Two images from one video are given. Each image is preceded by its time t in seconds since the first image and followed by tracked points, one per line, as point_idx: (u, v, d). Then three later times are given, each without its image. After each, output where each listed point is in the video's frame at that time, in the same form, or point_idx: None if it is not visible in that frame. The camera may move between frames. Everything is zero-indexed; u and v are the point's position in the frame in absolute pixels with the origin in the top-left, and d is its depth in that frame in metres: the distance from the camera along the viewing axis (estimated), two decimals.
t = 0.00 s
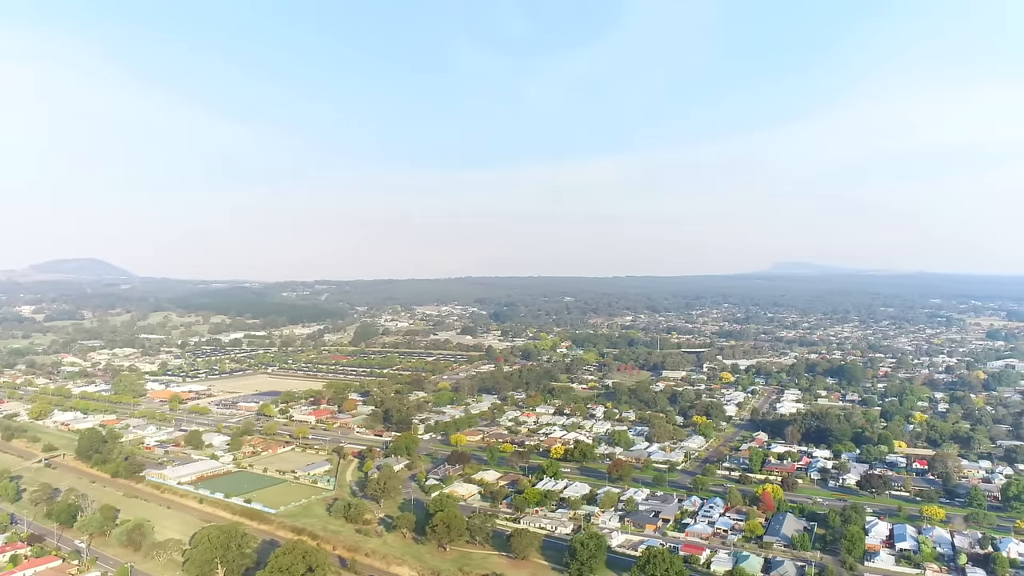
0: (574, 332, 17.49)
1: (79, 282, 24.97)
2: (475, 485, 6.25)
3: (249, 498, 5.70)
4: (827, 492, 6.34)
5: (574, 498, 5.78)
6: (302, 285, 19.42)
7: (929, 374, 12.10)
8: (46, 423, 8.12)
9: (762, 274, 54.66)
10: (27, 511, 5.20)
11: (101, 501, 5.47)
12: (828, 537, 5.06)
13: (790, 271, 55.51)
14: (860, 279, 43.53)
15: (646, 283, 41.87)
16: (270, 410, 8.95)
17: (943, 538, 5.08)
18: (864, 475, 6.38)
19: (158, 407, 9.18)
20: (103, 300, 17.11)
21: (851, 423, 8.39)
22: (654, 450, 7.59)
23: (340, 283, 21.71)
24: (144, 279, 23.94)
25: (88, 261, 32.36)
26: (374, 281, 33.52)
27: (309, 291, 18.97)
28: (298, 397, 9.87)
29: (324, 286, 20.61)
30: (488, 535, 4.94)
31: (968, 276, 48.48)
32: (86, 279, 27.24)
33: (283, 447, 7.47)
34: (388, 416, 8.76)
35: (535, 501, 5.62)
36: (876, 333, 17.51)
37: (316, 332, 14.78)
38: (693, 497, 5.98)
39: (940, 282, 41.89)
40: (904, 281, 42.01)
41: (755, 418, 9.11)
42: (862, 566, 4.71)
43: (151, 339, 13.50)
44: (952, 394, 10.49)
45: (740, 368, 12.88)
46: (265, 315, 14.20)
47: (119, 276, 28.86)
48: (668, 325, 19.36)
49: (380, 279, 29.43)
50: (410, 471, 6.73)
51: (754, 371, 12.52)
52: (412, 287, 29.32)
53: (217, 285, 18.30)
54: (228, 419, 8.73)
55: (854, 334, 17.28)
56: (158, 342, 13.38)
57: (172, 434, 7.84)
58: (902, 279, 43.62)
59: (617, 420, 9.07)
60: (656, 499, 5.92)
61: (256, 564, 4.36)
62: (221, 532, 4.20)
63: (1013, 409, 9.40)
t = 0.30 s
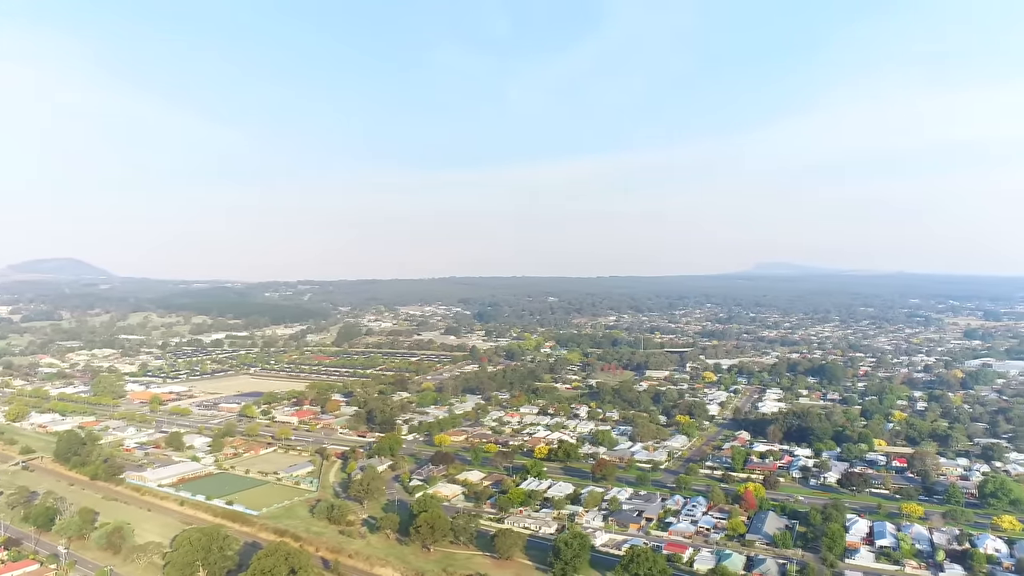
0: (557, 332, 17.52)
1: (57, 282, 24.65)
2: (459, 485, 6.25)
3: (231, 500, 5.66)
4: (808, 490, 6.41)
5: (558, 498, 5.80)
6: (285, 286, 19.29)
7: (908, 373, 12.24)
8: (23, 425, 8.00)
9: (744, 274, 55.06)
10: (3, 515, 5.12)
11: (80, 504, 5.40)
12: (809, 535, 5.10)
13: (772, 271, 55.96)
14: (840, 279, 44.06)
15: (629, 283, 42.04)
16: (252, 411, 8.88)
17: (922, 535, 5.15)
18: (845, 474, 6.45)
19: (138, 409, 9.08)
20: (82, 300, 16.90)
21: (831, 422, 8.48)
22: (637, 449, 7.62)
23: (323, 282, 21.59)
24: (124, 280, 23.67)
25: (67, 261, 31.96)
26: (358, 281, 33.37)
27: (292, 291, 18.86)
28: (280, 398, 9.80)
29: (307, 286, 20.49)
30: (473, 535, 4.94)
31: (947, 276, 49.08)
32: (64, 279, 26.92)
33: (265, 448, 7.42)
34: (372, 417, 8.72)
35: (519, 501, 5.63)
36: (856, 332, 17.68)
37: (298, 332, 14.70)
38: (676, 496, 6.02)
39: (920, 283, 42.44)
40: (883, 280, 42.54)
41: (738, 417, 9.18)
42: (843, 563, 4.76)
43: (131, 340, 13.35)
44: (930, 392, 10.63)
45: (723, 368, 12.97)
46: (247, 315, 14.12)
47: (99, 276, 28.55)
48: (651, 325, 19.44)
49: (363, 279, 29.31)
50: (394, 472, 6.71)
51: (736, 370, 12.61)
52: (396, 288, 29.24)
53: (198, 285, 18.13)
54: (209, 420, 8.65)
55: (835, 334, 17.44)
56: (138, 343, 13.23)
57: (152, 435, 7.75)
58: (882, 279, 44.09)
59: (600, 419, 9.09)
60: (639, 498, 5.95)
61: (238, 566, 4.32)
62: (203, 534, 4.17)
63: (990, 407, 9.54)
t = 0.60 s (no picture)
0: (540, 332, 17.54)
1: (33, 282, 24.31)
2: (441, 486, 6.24)
3: (211, 502, 5.61)
4: (788, 488, 6.47)
5: (541, 497, 5.81)
6: (266, 286, 19.15)
7: (886, 371, 12.39)
8: None
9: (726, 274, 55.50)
10: None
11: (56, 508, 5.33)
12: (789, 532, 5.15)
13: (753, 271, 56.42)
14: (819, 279, 44.60)
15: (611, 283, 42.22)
16: (233, 412, 8.81)
17: (899, 532, 5.22)
18: (824, 472, 6.52)
19: (116, 411, 8.96)
20: (59, 300, 16.67)
21: (811, 421, 8.56)
22: (619, 449, 7.65)
23: (304, 282, 21.45)
24: (101, 279, 23.37)
25: (43, 261, 31.53)
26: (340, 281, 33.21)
27: (273, 291, 18.72)
28: (261, 399, 9.72)
29: (289, 286, 20.35)
30: (455, 535, 4.93)
31: (924, 276, 49.78)
32: (40, 279, 26.57)
33: (246, 449, 7.36)
34: (354, 418, 8.69)
35: (501, 501, 5.63)
36: (835, 332, 17.88)
37: (280, 333, 14.60)
38: (658, 495, 6.05)
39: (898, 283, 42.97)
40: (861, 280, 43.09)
41: (719, 417, 9.24)
42: (822, 560, 4.81)
43: (108, 341, 13.18)
44: (908, 391, 10.77)
45: (704, 367, 13.06)
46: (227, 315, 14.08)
47: (76, 276, 28.17)
48: (634, 325, 19.51)
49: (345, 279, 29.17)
50: (376, 473, 6.69)
51: (717, 370, 12.69)
52: (378, 288, 29.11)
53: (178, 285, 17.95)
54: (189, 422, 8.56)
55: (815, 333, 17.57)
56: (116, 343, 13.07)
57: (131, 437, 7.66)
58: (861, 279, 44.60)
59: (583, 419, 9.12)
60: (622, 497, 5.98)
61: (218, 569, 4.28)
62: (182, 537, 4.13)
63: (966, 405, 9.68)
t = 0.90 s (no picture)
0: (522, 333, 17.57)
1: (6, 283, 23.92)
2: (423, 487, 6.22)
3: (189, 505, 5.55)
4: (768, 486, 6.52)
5: (522, 498, 5.81)
6: (245, 286, 19.00)
7: (863, 371, 12.54)
8: None
9: (706, 275, 55.93)
10: None
11: (30, 512, 5.24)
12: (768, 530, 5.20)
13: (733, 271, 56.89)
14: (797, 279, 45.21)
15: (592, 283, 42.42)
16: (212, 414, 8.72)
17: (877, 529, 5.29)
18: (803, 470, 6.58)
19: (92, 413, 8.84)
20: (33, 301, 16.41)
21: (790, 420, 8.65)
22: (601, 448, 7.68)
23: (284, 283, 21.30)
24: (77, 280, 23.06)
25: (17, 261, 31.08)
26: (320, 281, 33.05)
27: (252, 291, 18.58)
28: (241, 400, 9.64)
29: (268, 286, 20.19)
30: (437, 536, 4.92)
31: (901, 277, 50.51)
32: (13, 279, 26.20)
33: (225, 451, 7.29)
34: (335, 419, 8.64)
35: (483, 501, 5.63)
36: (813, 331, 18.07)
37: (259, 333, 14.48)
38: (640, 494, 6.07)
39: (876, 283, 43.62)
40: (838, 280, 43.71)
41: (699, 416, 9.31)
42: (801, 558, 4.85)
43: (84, 342, 12.99)
44: (884, 390, 10.91)
45: (684, 367, 13.16)
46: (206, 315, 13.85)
47: (51, 276, 27.76)
48: (615, 325, 19.60)
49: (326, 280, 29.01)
50: (357, 474, 6.66)
51: (698, 369, 12.79)
52: (359, 288, 29.02)
53: (155, 285, 17.75)
54: (166, 424, 8.46)
55: (793, 334, 17.61)
56: (92, 344, 12.89)
57: (107, 440, 7.56)
58: (839, 279, 45.16)
59: (564, 419, 9.14)
60: (603, 496, 6.00)
61: (197, 572, 4.24)
62: (160, 540, 4.09)
63: (941, 404, 9.82)
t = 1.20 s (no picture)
0: (503, 333, 17.58)
1: None
2: (404, 487, 6.20)
3: (166, 508, 5.48)
4: (746, 485, 6.58)
5: (504, 498, 5.81)
6: (224, 286, 18.84)
7: (840, 370, 12.70)
8: None
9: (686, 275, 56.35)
10: None
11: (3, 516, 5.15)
12: (747, 529, 5.25)
13: (713, 271, 57.37)
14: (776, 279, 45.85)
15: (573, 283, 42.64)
16: (189, 416, 8.63)
17: (853, 526, 5.35)
18: (781, 468, 6.65)
19: (66, 415, 8.71)
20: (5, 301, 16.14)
21: (769, 419, 8.73)
22: (582, 448, 7.70)
23: (263, 283, 21.13)
24: (51, 280, 22.73)
25: None
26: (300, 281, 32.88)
27: (231, 291, 18.41)
28: (219, 402, 9.55)
29: (247, 286, 20.01)
30: (418, 537, 4.90)
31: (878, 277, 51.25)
32: None
33: (203, 453, 7.22)
34: (315, 420, 8.59)
35: (464, 502, 5.63)
36: (791, 331, 18.26)
37: (238, 333, 14.40)
38: (620, 494, 6.10)
39: (853, 283, 44.28)
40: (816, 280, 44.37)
41: (679, 415, 9.37)
42: (780, 556, 4.90)
43: (59, 343, 12.77)
44: (861, 389, 11.05)
45: (664, 367, 13.24)
46: (183, 317, 13.67)
47: (23, 277, 27.24)
48: (596, 325, 19.67)
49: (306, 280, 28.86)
50: (337, 476, 6.62)
51: (678, 369, 12.87)
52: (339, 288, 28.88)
53: (132, 285, 17.53)
54: (143, 426, 8.36)
55: (772, 334, 17.74)
56: (66, 346, 12.70)
57: (82, 442, 7.45)
58: (815, 279, 46.07)
59: (546, 419, 9.15)
60: (584, 496, 6.01)
61: None
62: (136, 544, 4.04)
63: (916, 402, 9.97)
